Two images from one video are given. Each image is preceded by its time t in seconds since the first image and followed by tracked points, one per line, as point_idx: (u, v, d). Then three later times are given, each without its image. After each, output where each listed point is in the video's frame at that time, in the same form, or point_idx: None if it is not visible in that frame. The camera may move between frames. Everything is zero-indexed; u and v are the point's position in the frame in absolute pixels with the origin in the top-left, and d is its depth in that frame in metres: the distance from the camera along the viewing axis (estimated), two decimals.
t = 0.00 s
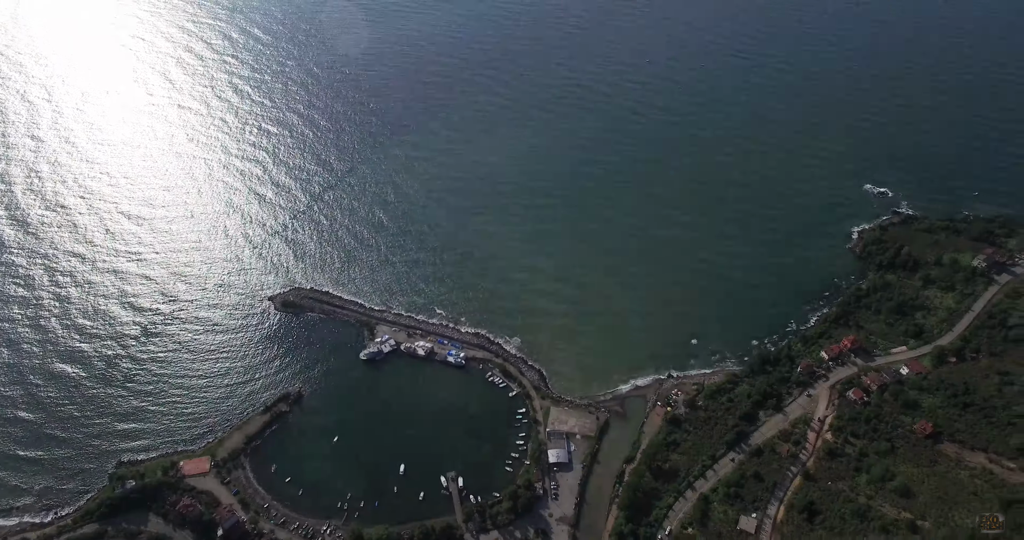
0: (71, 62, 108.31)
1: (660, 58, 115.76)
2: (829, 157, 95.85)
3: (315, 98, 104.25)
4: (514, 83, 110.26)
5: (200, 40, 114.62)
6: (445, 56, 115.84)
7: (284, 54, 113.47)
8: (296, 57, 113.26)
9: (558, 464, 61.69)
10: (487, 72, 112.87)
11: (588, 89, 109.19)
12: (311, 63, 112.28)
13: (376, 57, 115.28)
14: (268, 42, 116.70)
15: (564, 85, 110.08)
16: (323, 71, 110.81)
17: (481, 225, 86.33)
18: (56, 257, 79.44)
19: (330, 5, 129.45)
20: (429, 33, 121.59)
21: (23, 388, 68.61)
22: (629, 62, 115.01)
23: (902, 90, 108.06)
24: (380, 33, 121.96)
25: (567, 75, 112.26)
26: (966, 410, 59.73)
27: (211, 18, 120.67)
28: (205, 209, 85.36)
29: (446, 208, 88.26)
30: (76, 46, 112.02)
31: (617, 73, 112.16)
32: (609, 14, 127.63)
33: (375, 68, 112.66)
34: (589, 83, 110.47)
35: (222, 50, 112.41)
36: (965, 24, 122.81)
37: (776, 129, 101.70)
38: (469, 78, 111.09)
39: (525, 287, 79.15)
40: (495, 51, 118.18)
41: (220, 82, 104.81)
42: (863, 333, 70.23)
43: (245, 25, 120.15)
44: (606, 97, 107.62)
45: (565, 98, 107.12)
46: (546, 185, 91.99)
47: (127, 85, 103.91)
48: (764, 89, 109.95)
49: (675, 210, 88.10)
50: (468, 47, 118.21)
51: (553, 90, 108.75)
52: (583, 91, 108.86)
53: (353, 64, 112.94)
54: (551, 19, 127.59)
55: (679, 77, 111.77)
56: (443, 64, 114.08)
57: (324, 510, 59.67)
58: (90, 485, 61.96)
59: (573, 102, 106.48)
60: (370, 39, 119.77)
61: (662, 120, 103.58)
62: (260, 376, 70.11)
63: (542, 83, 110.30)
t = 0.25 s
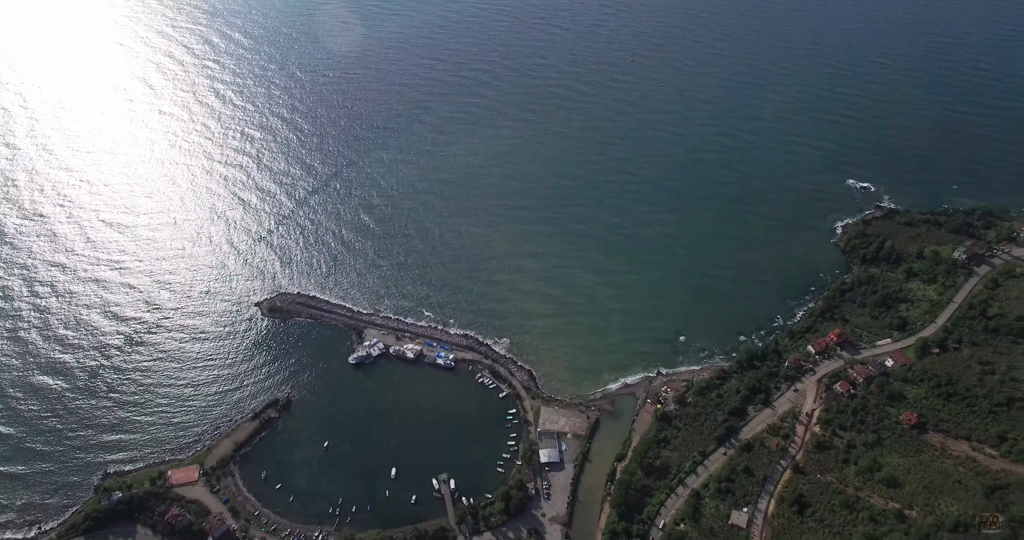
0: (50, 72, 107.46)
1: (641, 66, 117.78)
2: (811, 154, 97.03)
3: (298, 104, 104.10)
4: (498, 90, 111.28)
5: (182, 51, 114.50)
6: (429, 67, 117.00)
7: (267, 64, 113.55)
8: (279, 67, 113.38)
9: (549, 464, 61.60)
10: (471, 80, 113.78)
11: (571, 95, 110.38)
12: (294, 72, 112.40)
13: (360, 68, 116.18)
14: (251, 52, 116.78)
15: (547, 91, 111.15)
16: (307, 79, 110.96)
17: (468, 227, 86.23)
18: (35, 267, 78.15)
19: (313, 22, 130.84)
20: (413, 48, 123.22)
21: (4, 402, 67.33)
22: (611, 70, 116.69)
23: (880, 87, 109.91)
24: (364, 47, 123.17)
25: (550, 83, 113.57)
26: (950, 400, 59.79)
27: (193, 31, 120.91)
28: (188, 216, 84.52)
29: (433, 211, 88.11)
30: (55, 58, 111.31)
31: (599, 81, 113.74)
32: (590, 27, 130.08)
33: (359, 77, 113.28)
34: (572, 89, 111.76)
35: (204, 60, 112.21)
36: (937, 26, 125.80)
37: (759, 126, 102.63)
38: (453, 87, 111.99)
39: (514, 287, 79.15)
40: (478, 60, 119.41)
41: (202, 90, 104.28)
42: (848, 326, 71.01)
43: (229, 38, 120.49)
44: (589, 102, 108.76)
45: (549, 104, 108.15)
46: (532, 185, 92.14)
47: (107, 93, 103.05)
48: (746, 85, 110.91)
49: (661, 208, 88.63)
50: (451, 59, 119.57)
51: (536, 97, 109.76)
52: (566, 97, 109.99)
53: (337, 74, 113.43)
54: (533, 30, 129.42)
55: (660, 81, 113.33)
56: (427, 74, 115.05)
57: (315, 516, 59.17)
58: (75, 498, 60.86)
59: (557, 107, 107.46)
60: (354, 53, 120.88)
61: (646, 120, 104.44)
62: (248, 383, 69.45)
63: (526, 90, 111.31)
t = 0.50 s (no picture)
0: (29, 80, 106.17)
1: (626, 68, 118.56)
2: (795, 152, 98.00)
3: (283, 108, 103.52)
4: (485, 91, 111.31)
5: (164, 56, 113.59)
6: (415, 70, 116.91)
7: (252, 69, 112.98)
8: (263, 71, 112.82)
9: (542, 464, 61.50)
10: (457, 82, 113.74)
11: (558, 95, 110.68)
12: (279, 76, 111.90)
13: (346, 71, 115.78)
14: (235, 56, 116.13)
15: (533, 92, 111.38)
16: (292, 83, 110.38)
17: (458, 229, 86.23)
18: (17, 276, 76.93)
19: (297, 26, 130.32)
20: (398, 51, 123.18)
21: None
22: (596, 71, 117.26)
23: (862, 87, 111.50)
24: (349, 50, 122.83)
25: (536, 83, 113.81)
26: (936, 392, 60.22)
27: (176, 37, 120.16)
28: (173, 222, 83.69)
29: (421, 213, 87.99)
30: (35, 66, 110.04)
31: (585, 81, 114.21)
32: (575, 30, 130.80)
33: (345, 81, 112.86)
34: (558, 89, 112.02)
35: (187, 66, 111.43)
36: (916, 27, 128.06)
37: (744, 125, 103.59)
38: (439, 88, 111.95)
39: (504, 288, 79.18)
40: (464, 62, 119.51)
41: (186, 96, 103.43)
42: (836, 321, 71.68)
43: (212, 43, 119.70)
44: (575, 102, 109.10)
45: (535, 104, 108.38)
46: (520, 186, 92.28)
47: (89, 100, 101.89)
48: (730, 87, 112.22)
49: (649, 207, 89.03)
50: (436, 61, 119.61)
51: (523, 97, 109.91)
52: (552, 97, 110.24)
53: (322, 78, 113.03)
54: (518, 32, 129.91)
55: (646, 82, 114.18)
56: (412, 76, 114.95)
57: (308, 521, 58.77)
58: (62, 509, 59.85)
59: (543, 107, 107.70)
60: (339, 56, 120.54)
61: (633, 120, 104.92)
62: (237, 390, 68.84)
63: (512, 90, 111.44)
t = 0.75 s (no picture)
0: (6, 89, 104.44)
1: (609, 68, 119.22)
2: (778, 149, 98.98)
3: (266, 113, 102.77)
4: (469, 93, 111.32)
5: (144, 63, 112.31)
6: (399, 73, 116.69)
7: (234, 74, 112.10)
8: (245, 75, 111.95)
9: (534, 464, 61.40)
10: (441, 84, 113.61)
11: (542, 96, 110.92)
12: (261, 81, 111.10)
13: (328, 74, 115.21)
14: (216, 61, 115.15)
15: (517, 93, 111.59)
16: (275, 88, 109.57)
17: (445, 231, 86.10)
18: None
19: (278, 31, 129.47)
20: (381, 54, 122.85)
21: None
22: (579, 72, 117.80)
23: (841, 87, 113.29)
24: (332, 54, 122.17)
25: (520, 84, 114.03)
26: (921, 383, 60.94)
27: (155, 43, 118.95)
28: (156, 230, 82.69)
29: (408, 215, 87.70)
30: (12, 75, 108.30)
31: (569, 82, 114.60)
32: (558, 32, 131.41)
33: (328, 84, 112.27)
34: (542, 90, 112.30)
35: (168, 72, 110.30)
36: (890, 30, 130.87)
37: (727, 124, 104.50)
38: (423, 91, 111.83)
39: (493, 289, 79.11)
40: (448, 65, 119.56)
41: (167, 102, 102.32)
42: (822, 315, 72.37)
43: (192, 49, 118.57)
44: (560, 102, 109.38)
45: (520, 105, 108.55)
46: (507, 187, 92.33)
47: (67, 107, 100.38)
48: (712, 87, 113.37)
49: (635, 205, 89.43)
50: (420, 64, 119.53)
51: (508, 99, 110.07)
52: (537, 98, 110.45)
53: (305, 81, 112.39)
54: (500, 35, 130.39)
55: (629, 82, 114.88)
56: (396, 79, 114.75)
57: (300, 528, 58.26)
58: (46, 522, 58.53)
59: (528, 108, 107.87)
60: (321, 60, 119.94)
61: (618, 119, 105.38)
62: (225, 397, 68.11)
63: (496, 92, 111.60)
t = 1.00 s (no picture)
0: None
1: (594, 68, 119.57)
2: (763, 146, 99.78)
3: (251, 117, 102.07)
4: (455, 95, 111.19)
5: (125, 68, 111.06)
6: (384, 75, 116.33)
7: (217, 78, 111.20)
8: (229, 80, 111.11)
9: (526, 464, 61.35)
10: (427, 86, 113.41)
11: (528, 97, 111.04)
12: (245, 85, 110.30)
13: (313, 77, 114.62)
14: (199, 66, 114.18)
15: (504, 94, 111.63)
16: (260, 91, 108.79)
17: (434, 233, 85.92)
18: None
19: (262, 34, 128.57)
20: (366, 56, 122.43)
21: None
22: (565, 72, 118.08)
23: (824, 85, 114.60)
24: (317, 57, 121.50)
25: (506, 85, 114.11)
26: (908, 376, 61.60)
27: (137, 48, 117.75)
28: (141, 236, 81.81)
29: (396, 218, 87.44)
30: None
31: (555, 82, 114.79)
32: (543, 33, 131.62)
33: (313, 87, 111.68)
34: (528, 91, 112.43)
35: (150, 77, 109.19)
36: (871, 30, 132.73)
37: (713, 122, 105.19)
38: (409, 92, 111.59)
39: (483, 290, 79.03)
40: (433, 66, 119.34)
41: (150, 108, 101.30)
42: (810, 311, 73.00)
43: (174, 53, 117.44)
44: (546, 102, 109.54)
45: (507, 106, 108.61)
46: (495, 188, 92.31)
47: (48, 113, 99.08)
48: (696, 86, 114.10)
49: (623, 204, 89.83)
50: (405, 66, 119.23)
51: (494, 100, 110.11)
52: (523, 98, 110.55)
53: (290, 85, 111.73)
54: (485, 37, 130.42)
55: (614, 82, 115.31)
56: (382, 81, 114.39)
57: (292, 533, 57.81)
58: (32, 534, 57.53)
59: (514, 109, 107.98)
60: (306, 63, 119.27)
61: (604, 118, 105.72)
62: (214, 404, 67.42)
63: (483, 93, 111.60)
